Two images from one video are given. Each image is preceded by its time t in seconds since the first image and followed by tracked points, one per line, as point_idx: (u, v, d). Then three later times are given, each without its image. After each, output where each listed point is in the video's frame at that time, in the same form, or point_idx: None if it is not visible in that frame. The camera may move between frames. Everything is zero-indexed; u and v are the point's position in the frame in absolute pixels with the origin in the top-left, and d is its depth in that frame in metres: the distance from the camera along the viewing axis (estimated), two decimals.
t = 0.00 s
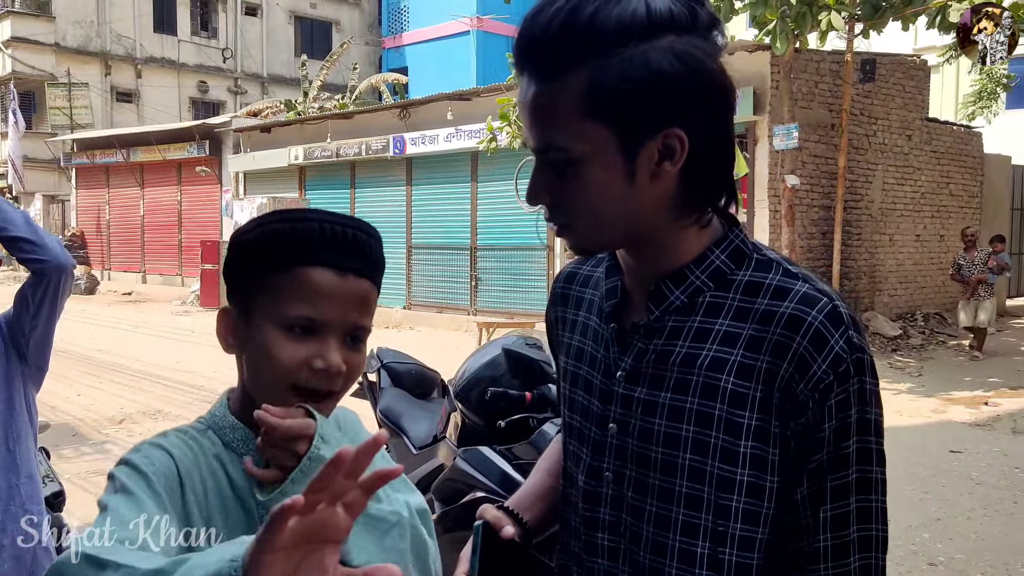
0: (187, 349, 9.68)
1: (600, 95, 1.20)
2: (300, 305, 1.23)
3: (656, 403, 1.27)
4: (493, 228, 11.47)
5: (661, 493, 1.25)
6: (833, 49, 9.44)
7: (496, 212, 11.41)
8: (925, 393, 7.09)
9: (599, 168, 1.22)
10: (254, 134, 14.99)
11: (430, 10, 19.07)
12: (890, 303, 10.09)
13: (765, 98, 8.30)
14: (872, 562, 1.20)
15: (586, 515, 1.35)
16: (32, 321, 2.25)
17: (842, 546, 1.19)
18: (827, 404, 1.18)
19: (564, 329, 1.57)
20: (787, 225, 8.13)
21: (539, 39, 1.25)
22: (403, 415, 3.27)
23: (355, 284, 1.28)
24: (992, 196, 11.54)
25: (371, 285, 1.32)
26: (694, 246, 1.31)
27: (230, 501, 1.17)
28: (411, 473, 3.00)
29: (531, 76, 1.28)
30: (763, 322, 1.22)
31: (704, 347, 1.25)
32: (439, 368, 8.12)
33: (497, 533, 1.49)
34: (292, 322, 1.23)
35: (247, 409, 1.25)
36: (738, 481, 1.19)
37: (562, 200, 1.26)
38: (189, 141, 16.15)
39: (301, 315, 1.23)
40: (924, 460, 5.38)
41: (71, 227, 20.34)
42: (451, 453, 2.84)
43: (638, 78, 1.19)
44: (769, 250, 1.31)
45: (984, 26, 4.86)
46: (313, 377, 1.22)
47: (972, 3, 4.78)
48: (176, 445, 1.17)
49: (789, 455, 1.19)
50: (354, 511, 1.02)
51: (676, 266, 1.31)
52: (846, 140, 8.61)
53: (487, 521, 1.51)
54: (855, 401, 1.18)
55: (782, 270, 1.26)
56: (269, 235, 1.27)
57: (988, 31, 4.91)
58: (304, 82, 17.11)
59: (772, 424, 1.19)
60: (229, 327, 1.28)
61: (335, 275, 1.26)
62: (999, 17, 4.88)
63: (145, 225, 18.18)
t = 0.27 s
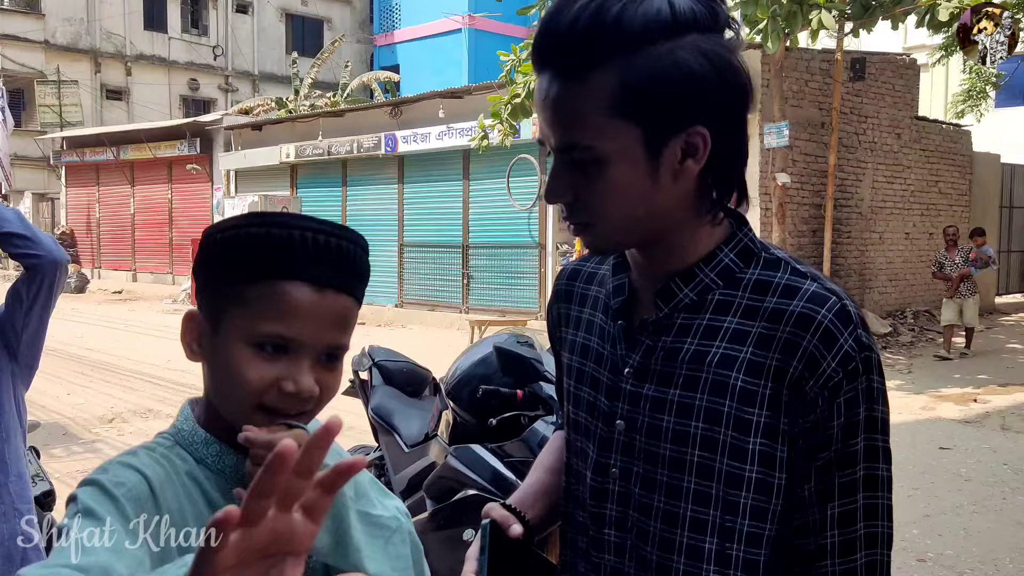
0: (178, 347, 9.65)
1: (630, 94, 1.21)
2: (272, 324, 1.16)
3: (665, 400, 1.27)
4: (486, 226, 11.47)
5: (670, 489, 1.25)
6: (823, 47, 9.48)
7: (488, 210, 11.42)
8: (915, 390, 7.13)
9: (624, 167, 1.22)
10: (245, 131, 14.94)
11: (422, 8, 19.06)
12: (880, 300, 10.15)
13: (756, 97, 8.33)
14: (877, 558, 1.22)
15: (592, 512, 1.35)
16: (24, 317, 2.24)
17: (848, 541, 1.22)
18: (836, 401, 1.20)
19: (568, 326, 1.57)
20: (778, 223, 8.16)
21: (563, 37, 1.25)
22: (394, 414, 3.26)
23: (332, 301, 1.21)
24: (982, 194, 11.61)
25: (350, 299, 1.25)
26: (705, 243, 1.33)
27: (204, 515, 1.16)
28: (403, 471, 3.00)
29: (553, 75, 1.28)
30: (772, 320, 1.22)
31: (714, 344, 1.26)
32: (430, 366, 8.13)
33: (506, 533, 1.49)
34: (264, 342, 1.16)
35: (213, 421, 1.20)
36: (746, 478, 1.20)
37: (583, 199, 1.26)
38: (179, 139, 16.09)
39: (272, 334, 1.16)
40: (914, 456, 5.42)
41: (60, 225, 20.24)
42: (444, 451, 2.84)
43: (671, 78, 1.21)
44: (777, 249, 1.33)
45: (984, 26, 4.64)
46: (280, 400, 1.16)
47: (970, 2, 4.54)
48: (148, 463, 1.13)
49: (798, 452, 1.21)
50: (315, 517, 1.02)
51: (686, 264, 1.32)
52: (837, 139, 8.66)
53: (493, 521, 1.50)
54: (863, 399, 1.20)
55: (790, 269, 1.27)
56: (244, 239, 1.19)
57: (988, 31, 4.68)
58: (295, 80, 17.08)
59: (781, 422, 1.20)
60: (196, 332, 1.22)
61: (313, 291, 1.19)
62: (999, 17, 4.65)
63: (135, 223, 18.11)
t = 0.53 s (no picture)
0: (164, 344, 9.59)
1: (669, 84, 1.19)
2: (272, 320, 1.14)
3: (681, 392, 1.26)
4: (475, 223, 11.45)
5: (687, 481, 1.24)
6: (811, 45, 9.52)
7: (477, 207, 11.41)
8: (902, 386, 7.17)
9: (657, 159, 1.21)
10: (233, 128, 14.86)
11: (410, 4, 19.02)
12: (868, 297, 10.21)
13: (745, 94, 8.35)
14: (893, 546, 1.23)
15: (605, 506, 1.33)
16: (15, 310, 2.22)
17: (865, 531, 1.22)
18: (855, 392, 1.20)
19: (573, 320, 1.54)
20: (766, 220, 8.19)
21: (599, 25, 1.22)
22: (383, 411, 3.25)
23: (334, 297, 1.19)
24: (969, 192, 11.70)
25: (349, 291, 1.23)
26: (722, 236, 1.32)
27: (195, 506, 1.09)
28: (391, 468, 2.99)
29: (584, 64, 1.25)
30: (789, 311, 1.23)
31: (731, 336, 1.25)
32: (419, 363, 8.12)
33: (515, 530, 1.49)
34: (266, 339, 1.14)
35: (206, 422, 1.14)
36: (764, 468, 1.20)
37: (612, 191, 1.23)
38: (166, 135, 15.99)
39: (273, 331, 1.14)
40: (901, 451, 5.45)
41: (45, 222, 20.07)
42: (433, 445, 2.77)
43: (712, 73, 1.19)
44: (790, 243, 1.33)
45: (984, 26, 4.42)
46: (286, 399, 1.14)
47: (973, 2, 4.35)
48: (139, 462, 1.04)
49: (815, 442, 1.21)
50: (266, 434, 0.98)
51: (701, 256, 1.32)
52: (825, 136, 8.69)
53: (502, 518, 1.49)
54: (880, 389, 1.21)
55: (805, 261, 1.27)
56: (238, 235, 1.16)
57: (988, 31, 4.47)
58: (283, 77, 17.00)
59: (799, 413, 1.20)
60: (188, 331, 1.16)
61: (316, 287, 1.17)
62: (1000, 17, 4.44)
63: (121, 220, 18.00)
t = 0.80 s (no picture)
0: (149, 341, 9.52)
1: (680, 77, 1.20)
2: (260, 318, 1.11)
3: (690, 385, 1.28)
4: (462, 219, 11.44)
5: (694, 474, 1.26)
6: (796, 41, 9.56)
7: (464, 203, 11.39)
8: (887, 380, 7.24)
9: (667, 151, 1.22)
10: (218, 123, 14.75)
11: None
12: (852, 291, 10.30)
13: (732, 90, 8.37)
14: (901, 537, 1.26)
15: (612, 500, 1.34)
16: None
17: (875, 523, 1.25)
18: (861, 385, 1.23)
19: (576, 316, 1.53)
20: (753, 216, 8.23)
21: (613, 19, 1.23)
22: (370, 405, 3.25)
23: (324, 303, 1.15)
24: (952, 187, 11.81)
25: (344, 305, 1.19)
26: (727, 233, 1.33)
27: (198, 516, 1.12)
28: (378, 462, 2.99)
29: (597, 56, 1.25)
30: (797, 305, 1.24)
31: (739, 330, 1.27)
32: (406, 359, 8.11)
33: (525, 525, 1.47)
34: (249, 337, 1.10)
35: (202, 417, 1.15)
36: (772, 461, 1.22)
37: (622, 183, 1.24)
38: (150, 129, 15.85)
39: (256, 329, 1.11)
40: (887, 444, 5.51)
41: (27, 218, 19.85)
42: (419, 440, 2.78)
43: (725, 66, 1.20)
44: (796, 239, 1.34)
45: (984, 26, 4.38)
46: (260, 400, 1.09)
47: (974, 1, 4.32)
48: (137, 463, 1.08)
49: (823, 434, 1.23)
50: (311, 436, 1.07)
51: (707, 252, 1.33)
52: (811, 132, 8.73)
53: (509, 514, 1.48)
54: (887, 382, 1.24)
55: (812, 255, 1.29)
56: (237, 233, 1.16)
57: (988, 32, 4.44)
58: (268, 70, 16.89)
59: (807, 406, 1.22)
60: (191, 322, 1.17)
61: (303, 290, 1.13)
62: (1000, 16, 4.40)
63: (105, 215, 17.84)
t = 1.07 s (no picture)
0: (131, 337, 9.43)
1: (676, 72, 1.20)
2: (273, 330, 1.11)
3: (681, 380, 1.29)
4: (446, 214, 11.42)
5: (685, 467, 1.28)
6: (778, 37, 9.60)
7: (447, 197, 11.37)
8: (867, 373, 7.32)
9: (664, 148, 1.22)
10: (199, 116, 14.62)
11: None
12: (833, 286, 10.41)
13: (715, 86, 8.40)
14: (887, 531, 1.26)
15: (601, 495, 1.35)
16: None
17: (861, 517, 1.24)
18: (850, 380, 1.23)
19: (569, 312, 1.54)
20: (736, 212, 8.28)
21: (611, 19, 1.23)
22: (353, 401, 3.25)
23: (341, 314, 1.15)
24: (932, 183, 11.94)
25: (362, 313, 1.19)
26: (719, 230, 1.33)
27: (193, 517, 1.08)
28: (362, 458, 3.00)
29: (594, 54, 1.25)
30: (788, 302, 1.25)
31: (730, 325, 1.28)
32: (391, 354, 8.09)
33: (519, 521, 1.49)
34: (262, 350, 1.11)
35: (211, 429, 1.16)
36: (761, 455, 1.25)
37: (617, 180, 1.24)
38: (130, 123, 15.68)
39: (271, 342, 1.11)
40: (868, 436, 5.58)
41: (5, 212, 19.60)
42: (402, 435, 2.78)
43: (721, 63, 1.21)
44: (786, 237, 1.35)
45: (984, 26, 4.54)
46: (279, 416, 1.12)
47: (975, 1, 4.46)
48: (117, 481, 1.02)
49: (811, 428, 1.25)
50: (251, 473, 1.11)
51: (698, 250, 1.33)
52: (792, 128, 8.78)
53: (505, 510, 1.49)
54: (874, 377, 1.25)
55: (802, 253, 1.30)
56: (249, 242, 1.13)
57: (988, 32, 4.60)
58: (250, 63, 16.74)
59: (796, 401, 1.24)
60: (196, 333, 1.15)
61: (321, 302, 1.13)
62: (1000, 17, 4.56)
63: (85, 210, 17.65)
